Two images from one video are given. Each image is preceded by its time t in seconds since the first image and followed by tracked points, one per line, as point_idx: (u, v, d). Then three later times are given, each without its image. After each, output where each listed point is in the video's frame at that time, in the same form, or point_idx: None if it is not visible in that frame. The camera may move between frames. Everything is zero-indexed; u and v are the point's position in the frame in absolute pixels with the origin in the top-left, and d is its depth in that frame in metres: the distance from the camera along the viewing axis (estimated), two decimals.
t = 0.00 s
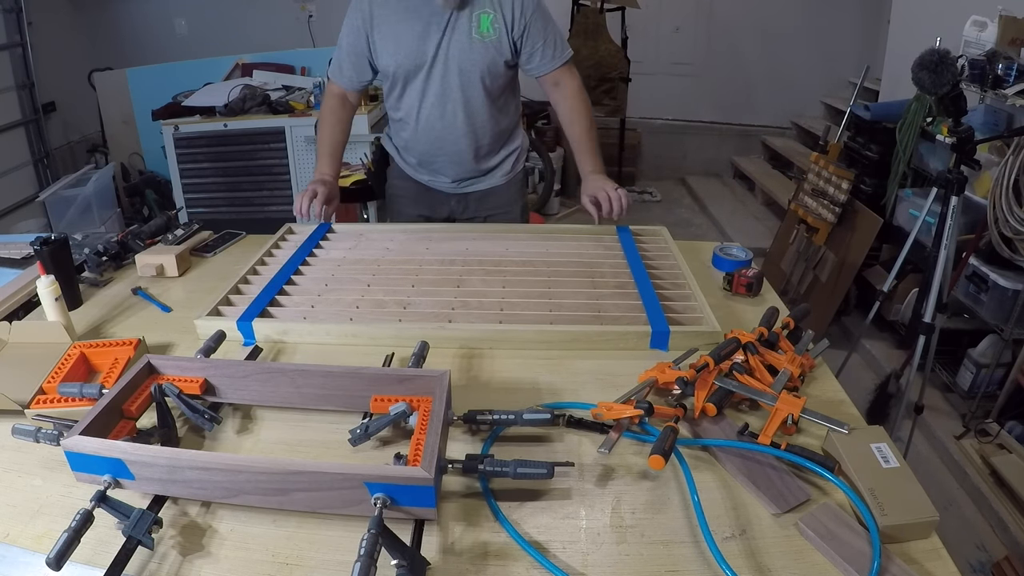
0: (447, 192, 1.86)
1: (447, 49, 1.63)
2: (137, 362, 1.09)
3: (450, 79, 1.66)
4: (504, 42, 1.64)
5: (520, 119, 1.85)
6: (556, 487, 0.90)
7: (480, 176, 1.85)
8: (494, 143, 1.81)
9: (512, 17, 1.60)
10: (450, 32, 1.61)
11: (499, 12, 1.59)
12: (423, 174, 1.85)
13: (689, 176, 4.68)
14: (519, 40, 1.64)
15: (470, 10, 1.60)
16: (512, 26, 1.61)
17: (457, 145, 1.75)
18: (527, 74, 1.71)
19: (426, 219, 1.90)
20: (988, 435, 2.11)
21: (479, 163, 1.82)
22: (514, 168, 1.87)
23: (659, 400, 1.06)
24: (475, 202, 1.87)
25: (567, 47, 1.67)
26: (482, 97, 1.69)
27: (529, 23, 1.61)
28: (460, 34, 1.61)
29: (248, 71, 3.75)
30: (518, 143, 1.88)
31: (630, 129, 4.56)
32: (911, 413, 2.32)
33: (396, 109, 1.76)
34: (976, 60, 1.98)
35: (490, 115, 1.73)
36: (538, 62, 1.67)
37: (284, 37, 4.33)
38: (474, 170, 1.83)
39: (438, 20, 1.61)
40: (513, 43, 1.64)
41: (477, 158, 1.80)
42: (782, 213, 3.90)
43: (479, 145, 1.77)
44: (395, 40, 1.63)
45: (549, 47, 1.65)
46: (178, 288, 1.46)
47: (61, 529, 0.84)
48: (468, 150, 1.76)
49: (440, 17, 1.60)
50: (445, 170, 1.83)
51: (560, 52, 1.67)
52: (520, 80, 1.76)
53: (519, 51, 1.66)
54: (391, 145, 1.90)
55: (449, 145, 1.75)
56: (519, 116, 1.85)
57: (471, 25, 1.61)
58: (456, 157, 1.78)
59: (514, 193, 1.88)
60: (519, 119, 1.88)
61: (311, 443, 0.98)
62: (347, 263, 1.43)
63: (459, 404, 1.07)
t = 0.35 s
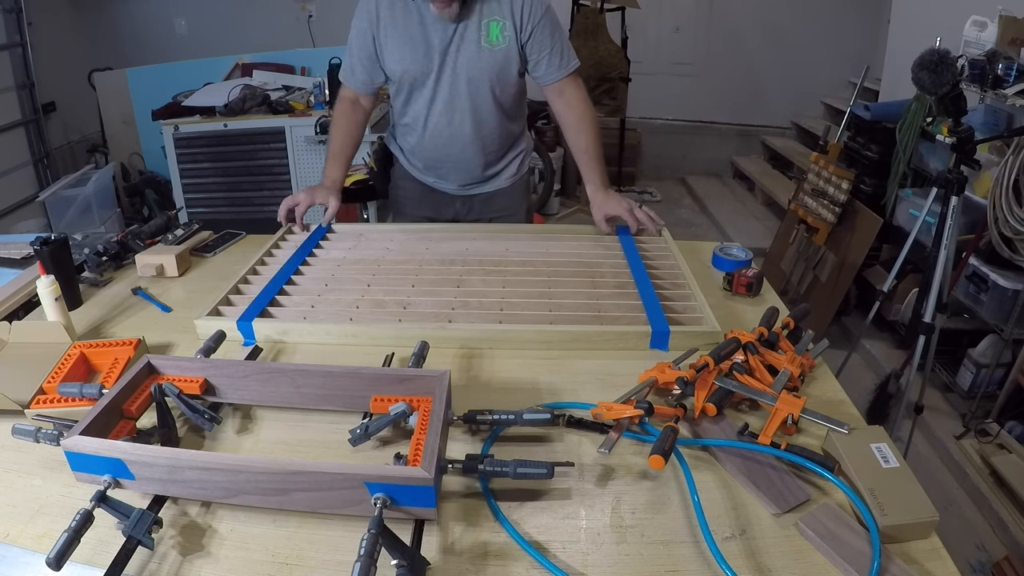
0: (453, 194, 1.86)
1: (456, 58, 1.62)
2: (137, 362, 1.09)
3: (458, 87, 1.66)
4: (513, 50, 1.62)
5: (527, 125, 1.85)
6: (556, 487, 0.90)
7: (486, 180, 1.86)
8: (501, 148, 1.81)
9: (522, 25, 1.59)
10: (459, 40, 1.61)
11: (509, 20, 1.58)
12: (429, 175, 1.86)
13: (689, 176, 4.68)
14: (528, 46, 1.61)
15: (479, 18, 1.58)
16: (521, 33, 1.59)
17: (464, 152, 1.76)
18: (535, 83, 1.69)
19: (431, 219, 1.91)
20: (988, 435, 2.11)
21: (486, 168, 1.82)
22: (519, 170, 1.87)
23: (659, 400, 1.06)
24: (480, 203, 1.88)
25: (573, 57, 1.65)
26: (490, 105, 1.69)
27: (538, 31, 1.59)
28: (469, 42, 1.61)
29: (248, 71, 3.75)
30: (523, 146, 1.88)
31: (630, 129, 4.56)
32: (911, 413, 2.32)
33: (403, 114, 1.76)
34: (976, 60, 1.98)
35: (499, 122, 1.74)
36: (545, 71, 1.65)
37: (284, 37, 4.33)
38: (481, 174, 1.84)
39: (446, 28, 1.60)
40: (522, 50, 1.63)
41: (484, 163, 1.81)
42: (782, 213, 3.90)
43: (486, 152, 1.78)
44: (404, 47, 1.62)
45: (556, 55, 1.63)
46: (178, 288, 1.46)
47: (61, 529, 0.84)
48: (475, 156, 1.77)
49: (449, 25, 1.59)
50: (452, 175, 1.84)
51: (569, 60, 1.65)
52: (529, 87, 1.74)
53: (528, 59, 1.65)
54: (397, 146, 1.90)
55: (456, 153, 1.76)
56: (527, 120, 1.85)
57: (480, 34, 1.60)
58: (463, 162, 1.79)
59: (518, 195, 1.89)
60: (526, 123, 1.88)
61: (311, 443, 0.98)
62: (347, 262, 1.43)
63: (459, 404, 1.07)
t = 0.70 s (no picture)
0: (454, 196, 1.87)
1: (455, 61, 1.62)
2: (137, 362, 1.09)
3: (456, 91, 1.66)
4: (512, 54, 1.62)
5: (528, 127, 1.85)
6: (556, 487, 0.90)
7: (486, 182, 1.86)
8: (501, 150, 1.81)
9: (520, 29, 1.58)
10: (457, 43, 1.61)
11: (506, 24, 1.57)
12: (429, 176, 1.86)
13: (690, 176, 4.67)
14: (525, 49, 1.60)
15: (477, 21, 1.58)
16: (519, 36, 1.59)
17: (463, 155, 1.77)
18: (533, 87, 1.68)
19: (432, 219, 1.90)
20: (988, 435, 2.11)
21: (485, 170, 1.83)
22: (519, 172, 1.87)
23: (659, 401, 1.06)
24: (480, 205, 1.88)
25: (571, 60, 1.65)
26: (489, 110, 1.69)
27: (536, 35, 1.58)
28: (466, 46, 1.60)
29: (248, 71, 3.75)
30: (523, 148, 1.88)
31: (630, 129, 4.56)
32: (911, 413, 2.32)
33: (402, 116, 1.77)
34: (976, 60, 1.98)
35: (498, 127, 1.73)
36: (542, 75, 1.63)
37: (284, 37, 4.33)
38: (480, 176, 1.84)
39: (445, 30, 1.60)
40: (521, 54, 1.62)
41: (483, 165, 1.81)
42: (782, 213, 3.90)
43: (485, 155, 1.78)
44: (402, 50, 1.63)
45: (553, 60, 1.62)
46: (178, 288, 1.46)
47: (61, 529, 0.84)
48: (474, 159, 1.78)
49: (447, 29, 1.60)
50: (452, 178, 1.84)
51: (568, 65, 1.64)
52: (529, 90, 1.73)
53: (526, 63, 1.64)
54: (397, 147, 1.90)
55: (455, 156, 1.77)
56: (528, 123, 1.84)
57: (477, 37, 1.59)
58: (462, 165, 1.80)
59: (519, 197, 1.89)
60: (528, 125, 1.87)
61: (311, 443, 0.98)
62: (347, 262, 1.43)
63: (459, 404, 1.07)
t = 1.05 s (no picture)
0: (456, 196, 1.87)
1: (457, 62, 1.62)
2: (137, 362, 1.09)
3: (458, 92, 1.66)
4: (514, 55, 1.62)
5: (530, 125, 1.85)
6: (556, 487, 0.90)
7: (487, 182, 1.86)
8: (502, 150, 1.80)
9: (522, 29, 1.58)
10: (459, 44, 1.60)
11: (508, 25, 1.58)
12: (430, 177, 1.86)
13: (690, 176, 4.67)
14: (527, 49, 1.61)
15: (479, 22, 1.58)
16: (521, 37, 1.59)
17: (465, 155, 1.77)
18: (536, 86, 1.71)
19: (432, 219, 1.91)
20: (988, 435, 2.11)
21: (487, 170, 1.83)
22: (521, 171, 1.87)
23: (659, 400, 1.07)
24: (481, 204, 1.88)
25: (574, 59, 1.68)
26: (491, 110, 1.69)
27: (539, 36, 1.59)
28: (468, 47, 1.60)
29: (248, 71, 3.75)
30: (525, 148, 1.88)
31: (630, 129, 4.56)
32: (911, 413, 2.32)
33: (404, 117, 1.77)
34: (976, 60, 1.97)
35: (500, 126, 1.73)
36: (547, 73, 1.67)
37: (284, 37, 4.33)
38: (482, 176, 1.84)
39: (447, 31, 1.60)
40: (523, 54, 1.63)
41: (484, 166, 1.81)
42: (782, 213, 3.90)
43: (486, 155, 1.78)
44: (404, 51, 1.63)
45: (557, 59, 1.65)
46: (178, 288, 1.46)
47: (61, 529, 0.84)
48: (476, 160, 1.78)
49: (448, 30, 1.59)
50: (454, 178, 1.84)
51: (569, 64, 1.67)
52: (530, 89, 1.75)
53: (528, 62, 1.65)
54: (399, 146, 1.90)
55: (456, 156, 1.77)
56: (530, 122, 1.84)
57: (479, 38, 1.59)
58: (464, 166, 1.80)
59: (520, 197, 1.89)
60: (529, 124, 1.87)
61: (311, 443, 0.98)
62: (347, 262, 1.43)
63: (459, 404, 1.07)
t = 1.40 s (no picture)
0: (456, 194, 1.87)
1: (446, 61, 1.63)
2: (137, 362, 1.09)
3: (450, 89, 1.67)
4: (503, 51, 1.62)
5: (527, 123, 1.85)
6: (556, 487, 0.90)
7: (487, 179, 1.86)
8: (500, 146, 1.80)
9: (509, 25, 1.59)
10: (448, 43, 1.61)
11: (495, 21, 1.58)
12: (429, 175, 1.87)
13: (689, 176, 4.67)
14: (515, 44, 1.61)
15: (466, 20, 1.59)
16: (508, 32, 1.59)
17: (461, 153, 1.77)
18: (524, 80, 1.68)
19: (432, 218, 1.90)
20: (988, 435, 2.11)
21: (485, 167, 1.82)
22: (519, 169, 1.87)
23: (659, 400, 1.07)
24: (481, 202, 1.87)
25: (560, 55, 1.66)
26: (484, 107, 1.69)
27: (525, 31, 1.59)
28: (457, 44, 1.61)
29: (248, 71, 3.75)
30: (524, 146, 1.88)
31: (630, 129, 4.56)
32: (911, 413, 2.32)
33: (400, 118, 1.78)
34: (976, 60, 1.97)
35: (495, 123, 1.73)
36: (531, 69, 1.65)
37: (284, 38, 4.33)
38: (481, 174, 1.84)
39: (434, 31, 1.61)
40: (511, 50, 1.63)
41: (483, 162, 1.80)
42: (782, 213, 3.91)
43: (484, 152, 1.78)
44: (395, 52, 1.64)
45: (542, 53, 1.64)
46: (178, 288, 1.46)
47: (61, 529, 0.84)
48: (474, 157, 1.78)
49: (435, 29, 1.61)
50: (452, 176, 1.84)
51: (556, 58, 1.65)
52: (522, 86, 1.74)
53: (516, 57, 1.64)
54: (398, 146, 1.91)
55: (453, 154, 1.77)
56: (526, 119, 1.84)
57: (467, 36, 1.60)
58: (462, 164, 1.80)
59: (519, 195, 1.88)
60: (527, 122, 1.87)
61: (311, 443, 0.98)
62: (347, 263, 1.43)
63: (459, 404, 1.07)
